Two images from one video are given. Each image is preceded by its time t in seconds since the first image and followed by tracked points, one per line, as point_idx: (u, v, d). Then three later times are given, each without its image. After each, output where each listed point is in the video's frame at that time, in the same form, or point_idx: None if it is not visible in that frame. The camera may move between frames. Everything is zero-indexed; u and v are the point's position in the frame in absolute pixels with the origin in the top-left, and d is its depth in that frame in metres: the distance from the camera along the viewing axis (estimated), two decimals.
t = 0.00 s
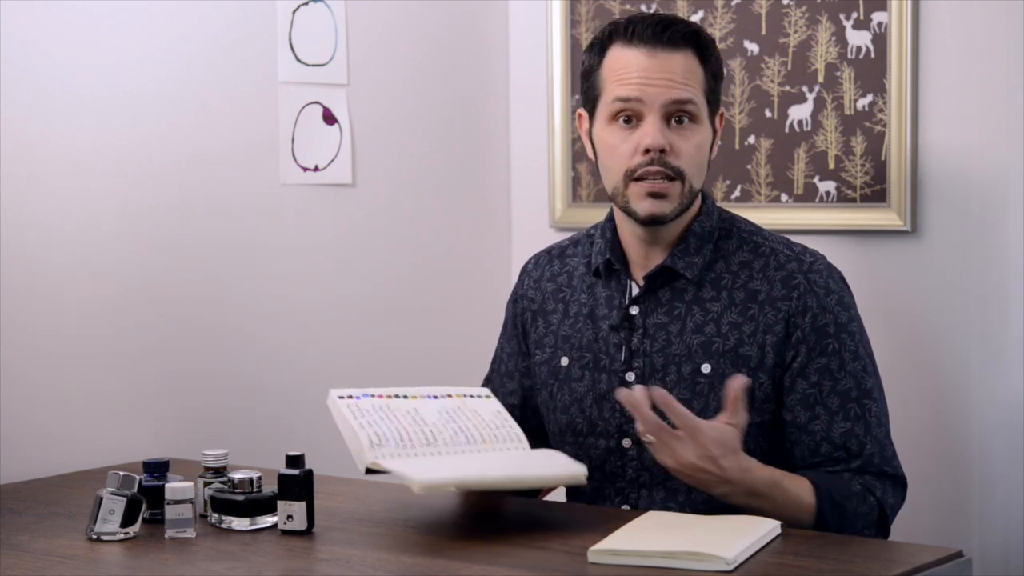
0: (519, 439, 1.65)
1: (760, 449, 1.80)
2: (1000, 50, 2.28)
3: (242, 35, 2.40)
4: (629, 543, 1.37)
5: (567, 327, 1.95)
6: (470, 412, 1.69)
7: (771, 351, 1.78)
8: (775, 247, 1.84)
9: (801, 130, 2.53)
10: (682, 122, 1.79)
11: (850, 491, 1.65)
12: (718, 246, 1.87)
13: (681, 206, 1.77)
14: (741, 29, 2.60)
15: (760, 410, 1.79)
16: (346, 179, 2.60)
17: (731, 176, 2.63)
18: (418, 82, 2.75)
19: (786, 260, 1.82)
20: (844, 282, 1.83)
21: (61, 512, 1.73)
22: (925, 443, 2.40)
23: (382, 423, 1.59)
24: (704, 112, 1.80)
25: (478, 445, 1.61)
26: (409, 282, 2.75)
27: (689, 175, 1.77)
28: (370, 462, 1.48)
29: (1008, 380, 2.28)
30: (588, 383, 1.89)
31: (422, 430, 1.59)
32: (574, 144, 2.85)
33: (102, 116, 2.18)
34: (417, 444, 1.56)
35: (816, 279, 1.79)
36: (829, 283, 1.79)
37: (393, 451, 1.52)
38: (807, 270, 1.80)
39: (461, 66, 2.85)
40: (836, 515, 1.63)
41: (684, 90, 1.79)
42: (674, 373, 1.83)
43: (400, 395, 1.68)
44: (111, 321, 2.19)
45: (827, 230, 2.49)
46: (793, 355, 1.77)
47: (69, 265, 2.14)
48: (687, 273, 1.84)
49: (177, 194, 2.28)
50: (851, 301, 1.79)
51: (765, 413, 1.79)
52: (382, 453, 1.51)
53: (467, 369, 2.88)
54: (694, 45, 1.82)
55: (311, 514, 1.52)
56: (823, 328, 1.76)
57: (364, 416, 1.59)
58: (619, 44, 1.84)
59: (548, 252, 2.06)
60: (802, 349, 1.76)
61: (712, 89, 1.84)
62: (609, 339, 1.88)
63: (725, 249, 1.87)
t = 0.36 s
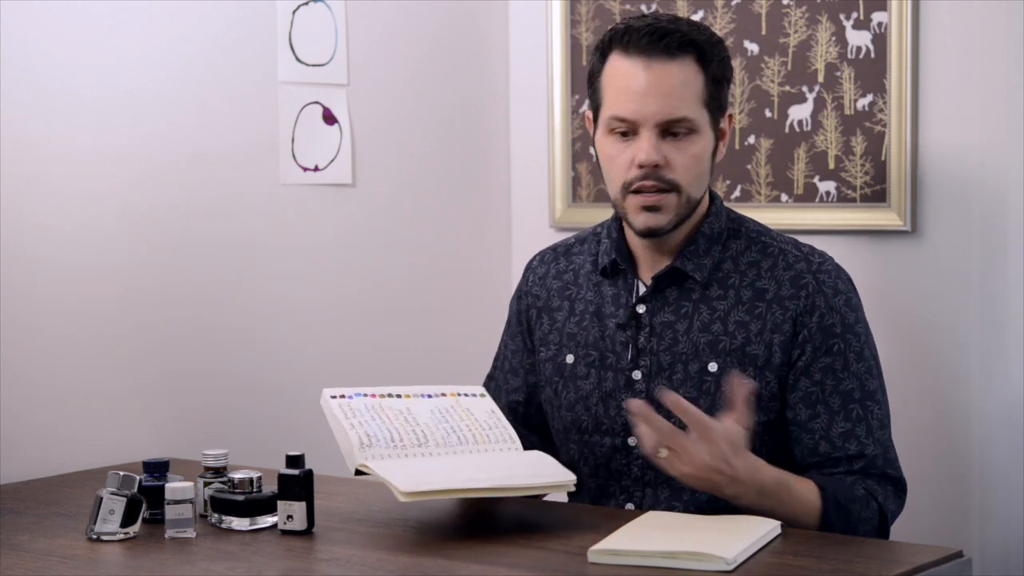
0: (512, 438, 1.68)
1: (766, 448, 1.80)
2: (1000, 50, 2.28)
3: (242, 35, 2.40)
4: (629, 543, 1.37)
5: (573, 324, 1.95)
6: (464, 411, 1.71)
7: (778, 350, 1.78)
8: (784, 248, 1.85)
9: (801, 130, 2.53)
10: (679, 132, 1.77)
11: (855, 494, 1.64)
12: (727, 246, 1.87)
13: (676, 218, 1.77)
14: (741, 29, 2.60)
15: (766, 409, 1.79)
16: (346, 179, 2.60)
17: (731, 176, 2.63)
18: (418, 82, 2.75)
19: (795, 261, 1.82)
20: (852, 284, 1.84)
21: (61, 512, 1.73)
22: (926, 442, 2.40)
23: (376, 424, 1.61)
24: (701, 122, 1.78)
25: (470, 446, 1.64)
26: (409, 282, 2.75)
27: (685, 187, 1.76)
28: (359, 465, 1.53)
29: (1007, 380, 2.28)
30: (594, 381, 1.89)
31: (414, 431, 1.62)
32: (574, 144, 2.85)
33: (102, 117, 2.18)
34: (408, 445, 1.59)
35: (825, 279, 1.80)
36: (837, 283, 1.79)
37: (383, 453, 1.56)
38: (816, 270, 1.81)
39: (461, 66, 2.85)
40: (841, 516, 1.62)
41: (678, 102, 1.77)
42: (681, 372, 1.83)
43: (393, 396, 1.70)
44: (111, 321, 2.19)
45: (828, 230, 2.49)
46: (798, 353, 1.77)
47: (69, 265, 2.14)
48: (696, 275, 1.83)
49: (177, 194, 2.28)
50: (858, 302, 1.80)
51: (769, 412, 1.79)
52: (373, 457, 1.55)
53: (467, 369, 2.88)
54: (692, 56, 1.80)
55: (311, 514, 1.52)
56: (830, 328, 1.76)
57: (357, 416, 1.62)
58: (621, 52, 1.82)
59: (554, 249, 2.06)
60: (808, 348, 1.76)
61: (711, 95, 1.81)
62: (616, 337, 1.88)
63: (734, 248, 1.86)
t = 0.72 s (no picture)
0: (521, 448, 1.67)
1: (756, 446, 1.80)
2: (1000, 50, 2.27)
3: (242, 35, 2.40)
4: (629, 543, 1.36)
5: (576, 319, 1.95)
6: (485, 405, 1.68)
7: (774, 347, 1.78)
8: (787, 248, 1.84)
9: (801, 130, 2.53)
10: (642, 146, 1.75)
11: (780, 476, 1.65)
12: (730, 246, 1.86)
13: (642, 231, 1.77)
14: (741, 29, 2.60)
15: (759, 406, 1.78)
16: (346, 179, 2.60)
17: (732, 176, 2.63)
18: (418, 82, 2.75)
19: (796, 260, 1.82)
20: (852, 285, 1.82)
21: (61, 512, 1.73)
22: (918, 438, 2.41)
23: (387, 410, 1.60)
24: (662, 136, 1.75)
25: (475, 447, 1.63)
26: (409, 282, 2.75)
27: (650, 202, 1.75)
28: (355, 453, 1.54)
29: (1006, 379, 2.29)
30: (594, 376, 1.90)
31: (424, 422, 1.61)
32: (574, 144, 2.85)
33: (102, 117, 2.18)
34: (413, 438, 1.59)
35: (822, 277, 1.79)
36: (834, 282, 1.78)
37: (384, 443, 1.57)
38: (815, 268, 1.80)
39: (461, 66, 2.85)
40: (754, 490, 1.63)
41: (636, 118, 1.74)
42: (680, 369, 1.83)
43: (417, 376, 1.67)
44: (111, 321, 2.19)
45: (828, 230, 2.49)
46: (788, 347, 1.77)
47: (69, 264, 2.14)
48: (700, 274, 1.83)
49: (177, 194, 2.28)
50: (854, 303, 1.78)
51: (761, 410, 1.78)
52: (372, 446, 1.56)
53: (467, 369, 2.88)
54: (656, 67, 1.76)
55: (311, 514, 1.52)
56: (816, 322, 1.76)
57: (372, 396, 1.61)
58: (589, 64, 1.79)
59: (561, 244, 2.05)
60: (789, 340, 1.77)
61: (679, 106, 1.77)
62: (618, 334, 1.89)
63: (737, 247, 1.86)
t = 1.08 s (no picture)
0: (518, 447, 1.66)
1: (754, 445, 1.80)
2: (1000, 49, 2.27)
3: (242, 35, 2.40)
4: (629, 543, 1.36)
5: (572, 321, 1.95)
6: (488, 400, 1.68)
7: (768, 347, 1.77)
8: (780, 246, 1.83)
9: (801, 130, 2.53)
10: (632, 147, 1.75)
11: (784, 484, 1.64)
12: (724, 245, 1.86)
13: (634, 230, 1.77)
14: (741, 29, 2.61)
15: (756, 407, 1.78)
16: (346, 179, 2.60)
17: (732, 176, 2.63)
18: (418, 82, 2.75)
19: (789, 258, 1.81)
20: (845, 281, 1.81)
21: (61, 512, 1.73)
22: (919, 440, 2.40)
23: (390, 395, 1.61)
24: (651, 138, 1.75)
25: (472, 441, 1.63)
26: (409, 282, 2.75)
27: (640, 202, 1.75)
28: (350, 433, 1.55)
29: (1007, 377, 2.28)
30: (591, 377, 1.90)
31: (424, 411, 1.62)
32: (575, 144, 2.85)
33: (102, 117, 2.18)
34: (410, 425, 1.59)
35: (814, 275, 1.78)
36: (827, 279, 1.78)
37: (380, 427, 1.57)
38: (807, 266, 1.80)
39: (461, 66, 2.85)
40: (756, 501, 1.63)
41: (624, 119, 1.73)
42: (675, 370, 1.82)
43: (426, 363, 1.67)
44: (111, 321, 2.19)
45: (828, 230, 2.49)
46: (783, 347, 1.76)
47: (69, 264, 2.14)
48: (693, 274, 1.83)
49: (177, 194, 2.28)
50: (848, 299, 1.77)
51: (758, 410, 1.78)
52: (368, 429, 1.57)
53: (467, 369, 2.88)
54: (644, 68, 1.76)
55: (311, 514, 1.52)
56: (809, 321, 1.75)
57: (376, 378, 1.61)
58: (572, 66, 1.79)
59: (557, 247, 2.05)
60: (784, 340, 1.76)
61: (666, 106, 1.77)
62: (613, 335, 1.89)
63: (730, 247, 1.85)
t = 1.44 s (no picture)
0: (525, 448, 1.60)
1: (756, 447, 1.79)
2: (999, 50, 2.27)
3: (242, 35, 2.40)
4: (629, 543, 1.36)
5: (565, 332, 1.95)
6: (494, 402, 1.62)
7: (765, 350, 1.77)
8: (768, 246, 1.83)
9: (801, 130, 2.53)
10: (661, 129, 1.76)
11: (804, 492, 1.64)
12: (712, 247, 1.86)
13: (663, 213, 1.76)
14: (741, 29, 2.61)
15: (756, 409, 1.78)
16: (346, 179, 2.60)
17: (732, 176, 2.63)
18: (418, 82, 2.75)
19: (779, 259, 1.81)
20: (837, 278, 1.81)
21: (61, 512, 1.73)
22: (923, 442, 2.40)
23: (390, 403, 1.59)
24: (679, 121, 1.77)
25: (476, 445, 1.58)
26: (409, 282, 2.75)
27: (669, 182, 1.75)
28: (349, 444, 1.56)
29: (1006, 378, 2.28)
30: (587, 388, 1.90)
31: (425, 417, 1.58)
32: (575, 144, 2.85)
33: (103, 117, 2.18)
34: (410, 433, 1.57)
35: (806, 275, 1.78)
36: (819, 279, 1.77)
37: (380, 437, 1.57)
38: (798, 266, 1.79)
39: (461, 66, 2.85)
40: (784, 514, 1.62)
41: (655, 98, 1.76)
42: (672, 375, 1.82)
43: (431, 367, 1.62)
44: (111, 321, 2.19)
45: (828, 230, 2.49)
46: (786, 351, 1.75)
47: (68, 264, 2.14)
48: (681, 275, 1.83)
49: (176, 194, 2.28)
50: (843, 297, 1.78)
51: (758, 412, 1.78)
52: (368, 439, 1.57)
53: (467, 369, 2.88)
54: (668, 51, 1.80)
55: (311, 514, 1.52)
56: (810, 322, 1.75)
57: (375, 388, 1.59)
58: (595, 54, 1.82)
59: (546, 258, 2.06)
60: (788, 345, 1.76)
61: (689, 89, 1.81)
62: (606, 343, 1.89)
63: (719, 248, 1.85)
